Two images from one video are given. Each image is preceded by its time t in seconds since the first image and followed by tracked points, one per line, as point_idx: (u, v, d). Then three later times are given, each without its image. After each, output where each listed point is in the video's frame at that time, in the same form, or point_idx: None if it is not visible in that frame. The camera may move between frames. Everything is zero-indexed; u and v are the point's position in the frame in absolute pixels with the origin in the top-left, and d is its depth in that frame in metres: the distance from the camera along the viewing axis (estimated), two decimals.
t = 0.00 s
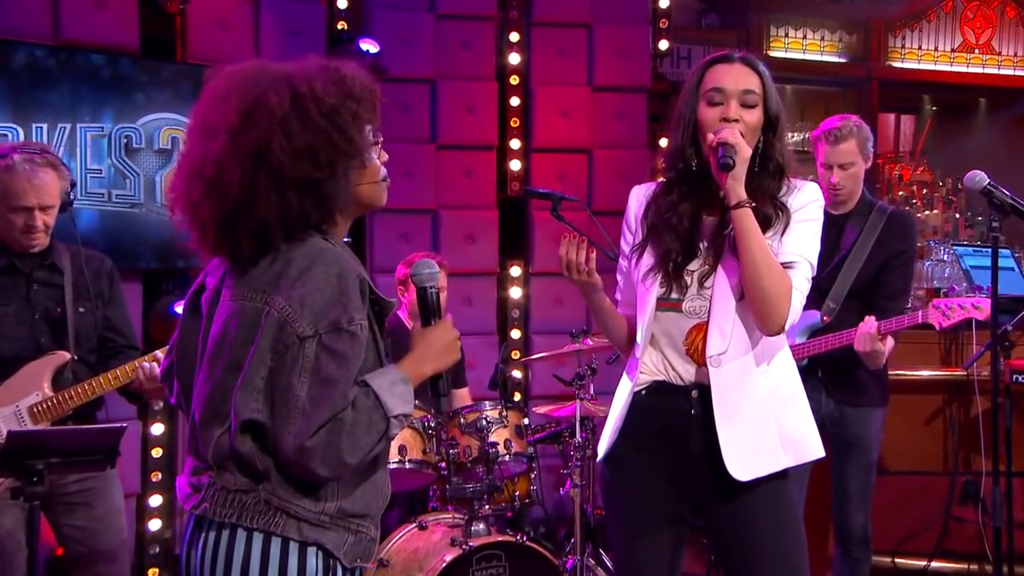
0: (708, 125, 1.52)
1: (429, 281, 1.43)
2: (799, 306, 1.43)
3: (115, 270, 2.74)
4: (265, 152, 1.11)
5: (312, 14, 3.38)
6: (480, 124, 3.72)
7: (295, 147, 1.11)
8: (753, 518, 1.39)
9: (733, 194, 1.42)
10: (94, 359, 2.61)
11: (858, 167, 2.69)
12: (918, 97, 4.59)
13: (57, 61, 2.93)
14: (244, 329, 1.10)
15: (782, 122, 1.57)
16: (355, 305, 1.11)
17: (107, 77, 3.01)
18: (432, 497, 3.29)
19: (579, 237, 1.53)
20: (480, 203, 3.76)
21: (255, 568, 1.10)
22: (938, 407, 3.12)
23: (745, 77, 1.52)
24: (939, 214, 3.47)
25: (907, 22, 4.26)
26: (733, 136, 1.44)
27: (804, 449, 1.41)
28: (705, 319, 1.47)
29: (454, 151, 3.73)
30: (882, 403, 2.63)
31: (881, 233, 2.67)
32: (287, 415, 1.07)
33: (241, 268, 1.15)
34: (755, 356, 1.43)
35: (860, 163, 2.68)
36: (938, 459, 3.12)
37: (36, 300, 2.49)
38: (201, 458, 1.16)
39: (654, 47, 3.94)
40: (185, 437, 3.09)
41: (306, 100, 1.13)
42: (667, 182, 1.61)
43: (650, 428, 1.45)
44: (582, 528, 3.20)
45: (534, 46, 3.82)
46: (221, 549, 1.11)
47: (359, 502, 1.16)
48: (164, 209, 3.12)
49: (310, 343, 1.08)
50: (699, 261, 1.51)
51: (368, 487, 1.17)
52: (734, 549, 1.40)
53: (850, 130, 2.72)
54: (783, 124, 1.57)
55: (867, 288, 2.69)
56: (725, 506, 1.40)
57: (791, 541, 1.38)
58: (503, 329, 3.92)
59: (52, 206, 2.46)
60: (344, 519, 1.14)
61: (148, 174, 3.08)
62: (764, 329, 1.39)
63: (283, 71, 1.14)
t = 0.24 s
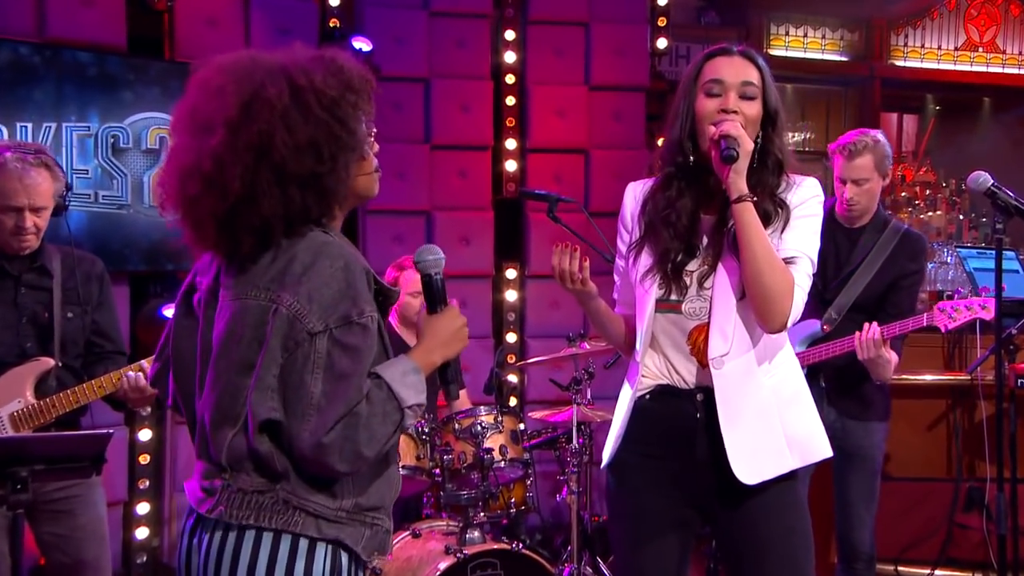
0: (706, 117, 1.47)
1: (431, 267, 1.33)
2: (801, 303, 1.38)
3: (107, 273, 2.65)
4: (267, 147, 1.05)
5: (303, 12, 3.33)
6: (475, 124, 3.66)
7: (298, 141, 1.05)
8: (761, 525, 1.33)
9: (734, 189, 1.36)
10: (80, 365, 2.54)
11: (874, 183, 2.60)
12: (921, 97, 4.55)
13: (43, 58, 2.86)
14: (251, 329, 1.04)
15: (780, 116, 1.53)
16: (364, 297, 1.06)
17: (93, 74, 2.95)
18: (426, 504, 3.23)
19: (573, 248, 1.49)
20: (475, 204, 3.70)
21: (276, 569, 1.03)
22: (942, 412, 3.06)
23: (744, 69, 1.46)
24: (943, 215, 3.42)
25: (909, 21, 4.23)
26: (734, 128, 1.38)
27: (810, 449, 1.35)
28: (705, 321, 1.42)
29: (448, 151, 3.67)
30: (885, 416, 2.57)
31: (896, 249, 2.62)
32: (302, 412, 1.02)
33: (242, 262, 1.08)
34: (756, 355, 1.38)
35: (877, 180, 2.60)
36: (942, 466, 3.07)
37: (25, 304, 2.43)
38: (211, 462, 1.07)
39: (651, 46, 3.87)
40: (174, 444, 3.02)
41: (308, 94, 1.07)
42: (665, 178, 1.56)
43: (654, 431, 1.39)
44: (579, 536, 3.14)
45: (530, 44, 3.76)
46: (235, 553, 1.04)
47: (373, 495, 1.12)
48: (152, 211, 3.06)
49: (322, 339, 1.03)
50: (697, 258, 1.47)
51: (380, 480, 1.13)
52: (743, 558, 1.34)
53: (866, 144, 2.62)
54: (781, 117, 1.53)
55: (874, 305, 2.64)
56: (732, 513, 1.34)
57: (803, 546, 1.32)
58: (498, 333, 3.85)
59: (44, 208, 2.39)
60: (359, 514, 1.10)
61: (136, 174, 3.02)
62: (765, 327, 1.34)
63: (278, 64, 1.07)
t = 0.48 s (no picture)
0: (703, 114, 1.41)
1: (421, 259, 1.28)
2: (799, 305, 1.33)
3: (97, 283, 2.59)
4: (253, 137, 1.01)
5: (295, 10, 3.27)
6: (471, 124, 3.60)
7: (286, 133, 1.02)
8: (761, 536, 1.29)
9: (734, 188, 1.32)
10: (65, 379, 2.47)
11: (882, 190, 2.53)
12: (926, 96, 4.49)
13: (30, 53, 2.79)
14: (234, 338, 1.02)
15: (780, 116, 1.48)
16: (350, 298, 1.02)
17: (80, 72, 2.89)
18: (420, 511, 3.17)
19: (568, 255, 1.46)
20: (470, 206, 3.64)
21: None
22: (948, 418, 3.01)
23: (741, 64, 1.41)
24: (948, 216, 3.37)
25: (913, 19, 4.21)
26: (733, 124, 1.33)
27: (811, 454, 1.30)
28: (702, 324, 1.37)
29: (444, 151, 3.61)
30: (891, 425, 2.51)
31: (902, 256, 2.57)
32: (293, 421, 0.99)
33: (227, 265, 1.05)
34: (754, 358, 1.33)
35: (887, 186, 2.53)
36: (947, 472, 3.02)
37: (14, 313, 2.40)
38: (205, 474, 1.06)
39: (651, 44, 3.83)
40: (164, 450, 2.96)
41: (297, 85, 1.03)
42: (660, 177, 1.51)
43: (652, 437, 1.35)
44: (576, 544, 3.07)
45: (527, 43, 3.70)
46: (235, 564, 1.03)
47: (373, 499, 1.09)
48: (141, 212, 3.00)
49: (309, 344, 1.00)
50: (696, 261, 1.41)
51: (381, 483, 1.10)
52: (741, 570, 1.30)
53: (879, 149, 2.57)
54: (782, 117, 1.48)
55: (877, 312, 2.61)
56: (730, 523, 1.30)
57: (804, 556, 1.28)
58: (494, 336, 3.79)
59: (29, 218, 2.33)
60: (360, 518, 1.08)
61: (124, 175, 2.97)
62: (763, 330, 1.29)
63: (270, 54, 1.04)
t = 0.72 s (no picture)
0: (699, 122, 1.38)
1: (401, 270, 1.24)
2: (799, 317, 1.30)
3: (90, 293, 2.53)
4: (225, 131, 1.02)
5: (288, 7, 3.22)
6: (468, 123, 3.54)
7: (259, 131, 1.02)
8: (750, 548, 1.27)
9: (734, 201, 1.31)
10: (54, 387, 2.40)
11: (900, 181, 2.47)
12: (932, 96, 4.45)
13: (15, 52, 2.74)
14: (187, 351, 1.01)
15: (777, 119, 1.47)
16: (302, 313, 1.00)
17: (68, 70, 2.83)
18: (415, 518, 3.11)
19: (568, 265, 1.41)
20: (467, 207, 3.59)
21: None
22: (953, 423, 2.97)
23: (734, 69, 1.39)
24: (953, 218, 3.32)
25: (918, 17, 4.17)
26: (731, 134, 1.32)
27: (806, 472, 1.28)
28: (699, 335, 1.35)
29: (440, 152, 3.56)
30: (893, 424, 2.46)
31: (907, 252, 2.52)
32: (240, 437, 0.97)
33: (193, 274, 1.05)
34: (748, 371, 1.30)
35: (903, 178, 2.48)
36: (953, 479, 2.98)
37: (5, 318, 2.35)
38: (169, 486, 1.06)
39: (651, 43, 3.78)
40: (154, 457, 2.89)
41: (284, 89, 1.04)
42: (658, 190, 1.49)
43: (641, 446, 1.33)
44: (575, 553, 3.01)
45: (524, 42, 3.65)
46: None
47: (338, 521, 1.06)
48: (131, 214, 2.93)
49: (260, 357, 0.98)
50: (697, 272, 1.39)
51: (347, 504, 1.08)
52: None
53: (897, 140, 2.51)
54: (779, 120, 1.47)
55: (880, 307, 2.55)
56: (719, 534, 1.29)
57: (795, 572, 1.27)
58: (491, 340, 3.74)
59: (24, 220, 2.29)
60: (322, 540, 1.05)
61: (113, 176, 2.90)
62: (758, 342, 1.27)
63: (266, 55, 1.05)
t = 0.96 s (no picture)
0: (699, 123, 1.32)
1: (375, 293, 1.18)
2: (801, 320, 1.24)
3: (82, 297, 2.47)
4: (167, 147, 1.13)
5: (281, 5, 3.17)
6: (465, 123, 3.49)
7: (184, 145, 1.10)
8: (755, 558, 1.22)
9: (733, 202, 1.25)
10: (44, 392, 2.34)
11: (899, 180, 2.42)
12: (937, 94, 4.40)
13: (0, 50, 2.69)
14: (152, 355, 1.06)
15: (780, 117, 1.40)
16: (250, 330, 0.99)
17: (56, 68, 2.77)
18: (411, 526, 3.04)
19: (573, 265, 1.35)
20: (463, 209, 3.53)
21: None
22: (959, 428, 2.91)
23: (734, 68, 1.33)
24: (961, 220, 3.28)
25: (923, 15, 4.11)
26: (733, 134, 1.26)
27: (810, 478, 1.22)
28: (701, 339, 1.29)
29: (437, 152, 3.50)
30: (897, 431, 2.40)
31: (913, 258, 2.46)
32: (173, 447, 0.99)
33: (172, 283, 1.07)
34: (750, 377, 1.24)
35: (904, 177, 2.43)
36: (958, 486, 2.92)
37: None
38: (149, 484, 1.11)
39: (651, 41, 3.75)
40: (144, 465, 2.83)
41: (266, 108, 1.09)
42: (659, 192, 1.43)
43: (642, 451, 1.27)
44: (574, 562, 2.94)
45: (521, 40, 3.59)
46: None
47: (291, 545, 1.05)
48: (120, 216, 2.87)
49: (203, 370, 0.98)
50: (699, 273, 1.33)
51: (304, 527, 1.06)
52: None
53: (898, 139, 2.46)
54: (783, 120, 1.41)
55: (885, 314, 2.48)
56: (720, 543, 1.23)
57: None
58: (488, 344, 3.68)
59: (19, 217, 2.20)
60: (273, 562, 1.04)
61: (102, 177, 2.84)
62: (759, 346, 1.21)
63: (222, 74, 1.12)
